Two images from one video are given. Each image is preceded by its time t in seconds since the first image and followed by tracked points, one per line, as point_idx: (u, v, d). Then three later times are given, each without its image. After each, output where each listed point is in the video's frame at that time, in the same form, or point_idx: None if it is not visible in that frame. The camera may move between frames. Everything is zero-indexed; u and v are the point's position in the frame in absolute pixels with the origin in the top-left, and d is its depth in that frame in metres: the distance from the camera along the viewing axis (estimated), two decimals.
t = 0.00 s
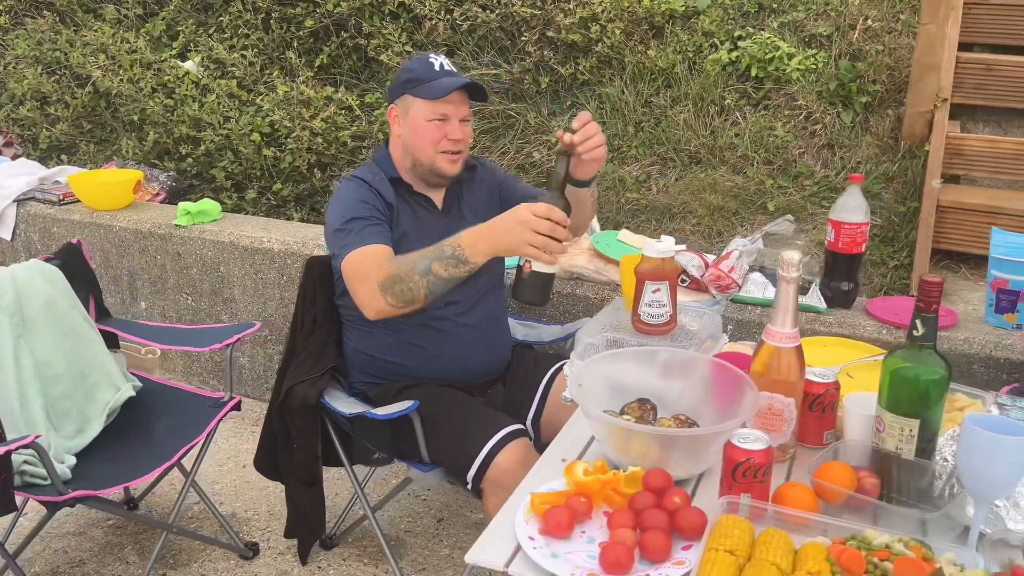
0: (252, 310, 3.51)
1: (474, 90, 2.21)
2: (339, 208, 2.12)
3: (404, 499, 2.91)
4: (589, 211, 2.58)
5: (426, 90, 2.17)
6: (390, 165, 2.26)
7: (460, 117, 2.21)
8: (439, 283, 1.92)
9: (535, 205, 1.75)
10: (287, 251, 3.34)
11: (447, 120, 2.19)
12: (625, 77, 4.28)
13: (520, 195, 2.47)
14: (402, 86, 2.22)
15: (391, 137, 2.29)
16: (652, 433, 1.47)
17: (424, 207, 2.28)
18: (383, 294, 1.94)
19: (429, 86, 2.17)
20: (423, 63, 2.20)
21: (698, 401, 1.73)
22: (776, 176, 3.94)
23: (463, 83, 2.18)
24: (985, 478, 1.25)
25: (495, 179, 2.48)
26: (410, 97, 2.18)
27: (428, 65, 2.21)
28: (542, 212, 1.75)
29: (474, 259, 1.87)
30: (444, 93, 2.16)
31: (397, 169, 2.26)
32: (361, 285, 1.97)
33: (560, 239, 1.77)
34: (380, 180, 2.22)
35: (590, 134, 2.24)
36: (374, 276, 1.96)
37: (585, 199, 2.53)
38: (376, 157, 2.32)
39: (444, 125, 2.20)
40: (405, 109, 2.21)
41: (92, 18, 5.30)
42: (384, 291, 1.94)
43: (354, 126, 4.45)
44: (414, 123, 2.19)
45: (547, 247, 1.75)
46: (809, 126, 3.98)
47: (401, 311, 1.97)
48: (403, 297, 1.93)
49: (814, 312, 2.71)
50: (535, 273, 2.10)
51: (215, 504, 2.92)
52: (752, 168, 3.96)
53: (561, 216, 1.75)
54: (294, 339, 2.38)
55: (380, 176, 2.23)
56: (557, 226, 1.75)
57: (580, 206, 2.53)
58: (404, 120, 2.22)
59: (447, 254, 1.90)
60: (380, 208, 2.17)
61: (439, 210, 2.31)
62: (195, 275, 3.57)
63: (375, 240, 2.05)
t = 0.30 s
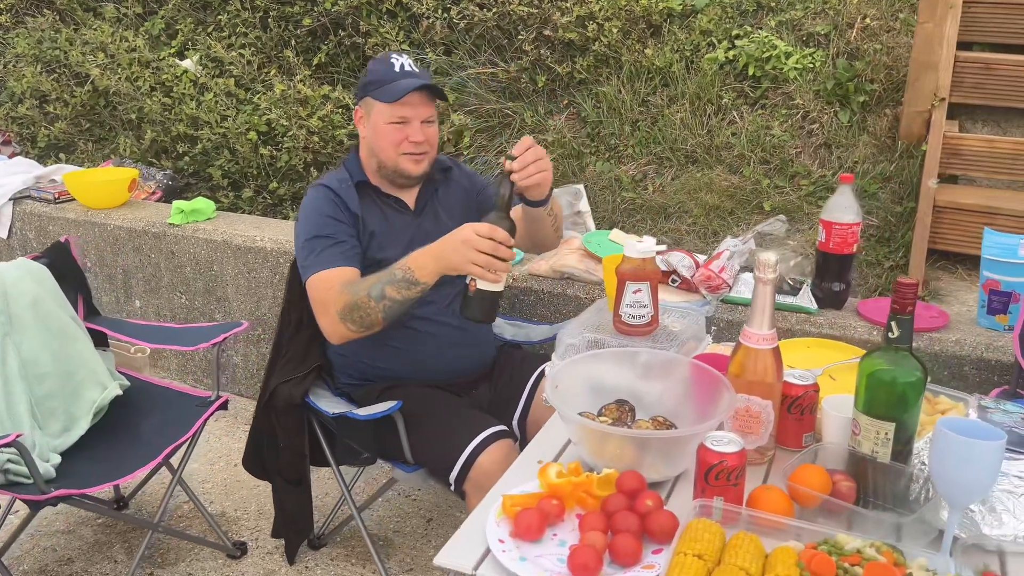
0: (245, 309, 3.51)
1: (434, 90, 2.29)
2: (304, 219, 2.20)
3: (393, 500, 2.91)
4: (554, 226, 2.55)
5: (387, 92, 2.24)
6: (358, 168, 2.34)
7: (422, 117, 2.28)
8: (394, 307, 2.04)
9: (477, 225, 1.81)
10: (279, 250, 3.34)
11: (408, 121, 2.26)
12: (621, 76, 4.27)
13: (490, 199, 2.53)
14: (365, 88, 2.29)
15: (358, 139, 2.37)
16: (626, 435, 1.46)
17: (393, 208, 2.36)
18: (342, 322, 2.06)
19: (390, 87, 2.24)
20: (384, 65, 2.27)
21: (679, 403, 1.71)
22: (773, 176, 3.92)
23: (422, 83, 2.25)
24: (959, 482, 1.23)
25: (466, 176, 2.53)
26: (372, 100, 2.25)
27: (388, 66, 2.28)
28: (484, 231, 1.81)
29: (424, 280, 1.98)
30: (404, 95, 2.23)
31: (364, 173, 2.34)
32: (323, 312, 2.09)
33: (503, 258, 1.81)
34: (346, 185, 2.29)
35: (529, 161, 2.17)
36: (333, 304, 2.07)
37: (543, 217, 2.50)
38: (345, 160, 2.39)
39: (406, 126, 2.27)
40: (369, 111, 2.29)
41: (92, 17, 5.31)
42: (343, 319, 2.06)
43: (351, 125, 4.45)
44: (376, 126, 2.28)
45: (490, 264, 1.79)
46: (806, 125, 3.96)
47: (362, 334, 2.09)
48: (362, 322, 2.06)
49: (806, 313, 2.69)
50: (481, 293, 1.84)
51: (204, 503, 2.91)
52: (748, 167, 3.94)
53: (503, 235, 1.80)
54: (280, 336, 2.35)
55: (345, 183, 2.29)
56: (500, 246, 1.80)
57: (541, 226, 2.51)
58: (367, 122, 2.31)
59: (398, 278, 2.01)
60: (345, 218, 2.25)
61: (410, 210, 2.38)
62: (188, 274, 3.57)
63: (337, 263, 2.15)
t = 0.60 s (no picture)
0: (237, 308, 3.49)
1: (409, 91, 2.36)
2: (283, 226, 2.29)
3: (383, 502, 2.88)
4: (531, 234, 2.49)
5: (362, 93, 2.31)
6: (336, 171, 2.42)
7: (397, 117, 2.35)
8: (366, 319, 2.12)
9: (439, 234, 1.87)
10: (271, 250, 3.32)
11: (383, 122, 2.34)
12: (619, 74, 4.23)
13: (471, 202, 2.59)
14: (340, 89, 2.37)
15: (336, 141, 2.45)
16: (606, 443, 1.42)
17: (372, 209, 2.44)
18: (318, 334, 2.14)
19: (364, 88, 2.31)
20: (358, 65, 2.33)
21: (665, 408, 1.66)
22: (771, 176, 3.88)
23: (397, 83, 2.32)
24: (943, 490, 1.19)
25: (445, 175, 2.61)
26: (347, 102, 2.33)
27: (363, 66, 2.34)
28: (447, 239, 1.86)
29: (392, 289, 2.06)
30: (378, 96, 2.30)
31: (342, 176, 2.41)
32: (299, 326, 2.18)
33: (466, 266, 1.85)
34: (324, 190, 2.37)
35: (491, 182, 2.14)
36: (308, 318, 2.15)
37: (519, 224, 2.44)
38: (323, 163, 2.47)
39: (381, 127, 2.34)
40: (345, 112, 2.36)
41: (90, 14, 5.30)
42: (318, 332, 2.14)
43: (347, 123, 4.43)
44: (351, 127, 2.35)
45: (452, 271, 1.83)
46: (805, 124, 3.92)
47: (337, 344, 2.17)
48: (337, 332, 2.14)
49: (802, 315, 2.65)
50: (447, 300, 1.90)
51: (193, 504, 2.89)
52: (747, 167, 3.90)
53: (465, 244, 1.85)
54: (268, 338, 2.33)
55: (323, 187, 2.37)
56: (462, 254, 1.85)
57: (516, 233, 2.45)
58: (343, 123, 2.38)
59: (367, 288, 2.08)
60: (322, 224, 2.34)
61: (390, 210, 2.46)
62: (181, 273, 3.55)
63: (312, 275, 2.24)
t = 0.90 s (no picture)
0: (226, 307, 3.43)
1: (398, 89, 2.31)
2: (265, 225, 2.23)
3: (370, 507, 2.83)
4: (515, 245, 2.51)
5: (349, 90, 2.26)
6: (321, 170, 2.36)
7: (386, 116, 2.30)
8: (347, 320, 2.07)
9: (416, 233, 1.85)
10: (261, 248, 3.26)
11: (372, 121, 2.28)
12: (618, 70, 4.15)
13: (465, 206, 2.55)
14: (327, 84, 2.30)
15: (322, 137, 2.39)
16: (587, 456, 1.36)
17: (357, 207, 2.38)
18: (298, 338, 2.10)
19: (353, 86, 2.26)
20: (347, 60, 2.28)
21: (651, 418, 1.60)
22: (772, 174, 3.81)
23: (387, 81, 2.27)
24: (937, 509, 1.13)
25: (433, 175, 2.57)
26: (335, 99, 2.27)
27: (352, 61, 2.28)
28: (423, 240, 1.85)
29: (371, 289, 2.02)
30: (367, 93, 2.25)
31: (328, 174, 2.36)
32: (279, 330, 2.13)
33: (442, 267, 1.82)
34: (308, 190, 2.31)
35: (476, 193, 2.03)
36: (288, 321, 2.10)
37: (506, 235, 2.44)
38: (308, 160, 2.41)
39: (369, 126, 2.29)
40: (332, 108, 2.30)
41: (84, 7, 5.24)
42: (298, 335, 2.09)
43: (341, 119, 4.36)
44: (338, 125, 2.29)
45: (426, 270, 1.80)
46: (806, 121, 3.84)
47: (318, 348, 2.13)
48: (316, 335, 2.09)
49: (800, 318, 2.59)
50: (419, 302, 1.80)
51: (178, 507, 2.84)
52: (746, 164, 3.84)
53: (441, 245, 1.83)
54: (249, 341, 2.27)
55: (307, 185, 2.31)
56: (438, 255, 1.82)
57: (502, 243, 2.46)
58: (330, 120, 2.32)
59: (347, 288, 2.04)
60: (305, 224, 2.28)
61: (376, 209, 2.40)
62: (170, 271, 3.50)
63: (294, 276, 2.19)
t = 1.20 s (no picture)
0: (220, 309, 3.37)
1: (400, 92, 2.25)
2: (254, 227, 2.17)
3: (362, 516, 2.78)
4: (503, 258, 2.47)
5: (349, 91, 2.20)
6: (315, 172, 2.30)
7: (386, 120, 2.24)
8: (336, 325, 2.03)
9: (407, 234, 1.79)
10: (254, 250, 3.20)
11: (372, 124, 2.22)
12: (621, 68, 4.07)
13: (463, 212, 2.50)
14: (325, 85, 2.24)
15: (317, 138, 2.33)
16: (576, 482, 1.29)
17: (350, 212, 2.32)
18: (286, 343, 2.05)
19: (353, 87, 2.20)
20: (348, 61, 2.22)
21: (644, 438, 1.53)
22: (776, 175, 3.74)
23: (389, 84, 2.21)
24: (940, 548, 1.07)
25: (430, 178, 2.51)
26: (334, 100, 2.21)
27: (353, 62, 2.22)
28: (413, 241, 1.79)
29: (360, 293, 1.97)
30: (368, 95, 2.19)
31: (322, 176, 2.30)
32: (266, 337, 2.09)
33: (431, 270, 1.76)
34: (300, 192, 2.25)
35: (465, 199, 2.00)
36: (276, 328, 2.06)
37: (493, 246, 2.42)
38: (302, 161, 2.35)
39: (368, 129, 2.23)
40: (330, 109, 2.24)
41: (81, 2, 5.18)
42: (286, 340, 2.05)
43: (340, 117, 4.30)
44: (336, 126, 2.23)
45: (416, 272, 1.74)
46: (812, 122, 3.77)
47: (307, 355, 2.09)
48: (304, 341, 2.04)
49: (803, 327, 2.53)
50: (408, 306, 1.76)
51: (167, 514, 2.79)
52: (751, 166, 3.76)
53: (431, 248, 1.78)
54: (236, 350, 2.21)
55: (299, 187, 2.25)
56: (428, 258, 1.77)
57: (489, 254, 2.43)
58: (328, 121, 2.26)
59: (337, 292, 1.99)
60: (296, 227, 2.21)
61: (370, 213, 2.34)
62: (163, 272, 3.44)
63: (283, 281, 2.13)
